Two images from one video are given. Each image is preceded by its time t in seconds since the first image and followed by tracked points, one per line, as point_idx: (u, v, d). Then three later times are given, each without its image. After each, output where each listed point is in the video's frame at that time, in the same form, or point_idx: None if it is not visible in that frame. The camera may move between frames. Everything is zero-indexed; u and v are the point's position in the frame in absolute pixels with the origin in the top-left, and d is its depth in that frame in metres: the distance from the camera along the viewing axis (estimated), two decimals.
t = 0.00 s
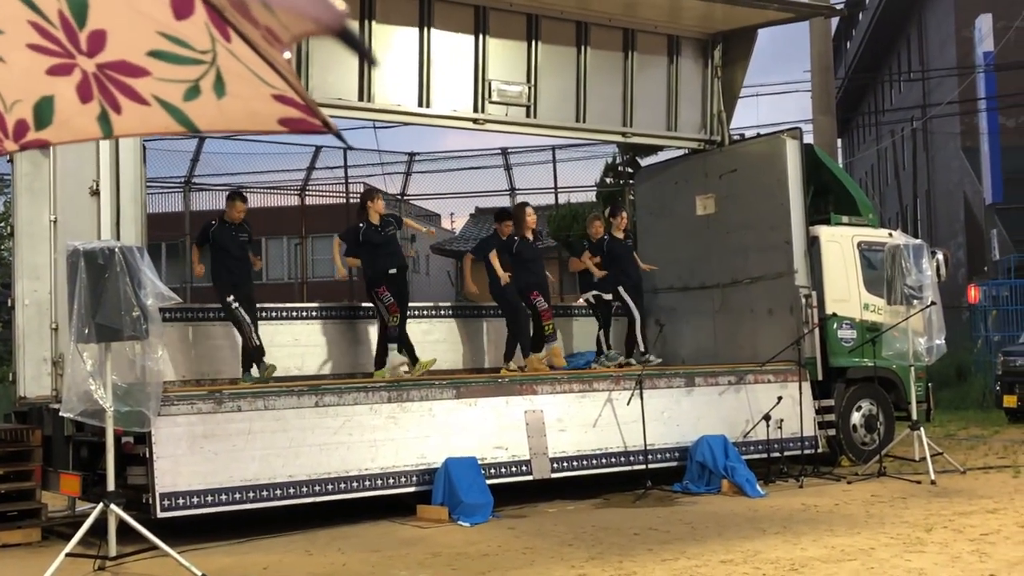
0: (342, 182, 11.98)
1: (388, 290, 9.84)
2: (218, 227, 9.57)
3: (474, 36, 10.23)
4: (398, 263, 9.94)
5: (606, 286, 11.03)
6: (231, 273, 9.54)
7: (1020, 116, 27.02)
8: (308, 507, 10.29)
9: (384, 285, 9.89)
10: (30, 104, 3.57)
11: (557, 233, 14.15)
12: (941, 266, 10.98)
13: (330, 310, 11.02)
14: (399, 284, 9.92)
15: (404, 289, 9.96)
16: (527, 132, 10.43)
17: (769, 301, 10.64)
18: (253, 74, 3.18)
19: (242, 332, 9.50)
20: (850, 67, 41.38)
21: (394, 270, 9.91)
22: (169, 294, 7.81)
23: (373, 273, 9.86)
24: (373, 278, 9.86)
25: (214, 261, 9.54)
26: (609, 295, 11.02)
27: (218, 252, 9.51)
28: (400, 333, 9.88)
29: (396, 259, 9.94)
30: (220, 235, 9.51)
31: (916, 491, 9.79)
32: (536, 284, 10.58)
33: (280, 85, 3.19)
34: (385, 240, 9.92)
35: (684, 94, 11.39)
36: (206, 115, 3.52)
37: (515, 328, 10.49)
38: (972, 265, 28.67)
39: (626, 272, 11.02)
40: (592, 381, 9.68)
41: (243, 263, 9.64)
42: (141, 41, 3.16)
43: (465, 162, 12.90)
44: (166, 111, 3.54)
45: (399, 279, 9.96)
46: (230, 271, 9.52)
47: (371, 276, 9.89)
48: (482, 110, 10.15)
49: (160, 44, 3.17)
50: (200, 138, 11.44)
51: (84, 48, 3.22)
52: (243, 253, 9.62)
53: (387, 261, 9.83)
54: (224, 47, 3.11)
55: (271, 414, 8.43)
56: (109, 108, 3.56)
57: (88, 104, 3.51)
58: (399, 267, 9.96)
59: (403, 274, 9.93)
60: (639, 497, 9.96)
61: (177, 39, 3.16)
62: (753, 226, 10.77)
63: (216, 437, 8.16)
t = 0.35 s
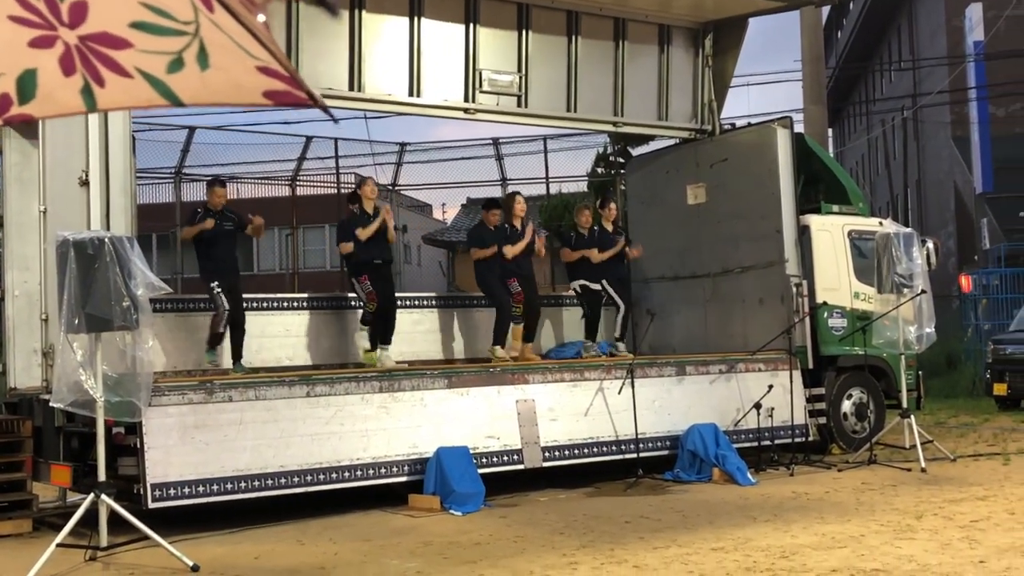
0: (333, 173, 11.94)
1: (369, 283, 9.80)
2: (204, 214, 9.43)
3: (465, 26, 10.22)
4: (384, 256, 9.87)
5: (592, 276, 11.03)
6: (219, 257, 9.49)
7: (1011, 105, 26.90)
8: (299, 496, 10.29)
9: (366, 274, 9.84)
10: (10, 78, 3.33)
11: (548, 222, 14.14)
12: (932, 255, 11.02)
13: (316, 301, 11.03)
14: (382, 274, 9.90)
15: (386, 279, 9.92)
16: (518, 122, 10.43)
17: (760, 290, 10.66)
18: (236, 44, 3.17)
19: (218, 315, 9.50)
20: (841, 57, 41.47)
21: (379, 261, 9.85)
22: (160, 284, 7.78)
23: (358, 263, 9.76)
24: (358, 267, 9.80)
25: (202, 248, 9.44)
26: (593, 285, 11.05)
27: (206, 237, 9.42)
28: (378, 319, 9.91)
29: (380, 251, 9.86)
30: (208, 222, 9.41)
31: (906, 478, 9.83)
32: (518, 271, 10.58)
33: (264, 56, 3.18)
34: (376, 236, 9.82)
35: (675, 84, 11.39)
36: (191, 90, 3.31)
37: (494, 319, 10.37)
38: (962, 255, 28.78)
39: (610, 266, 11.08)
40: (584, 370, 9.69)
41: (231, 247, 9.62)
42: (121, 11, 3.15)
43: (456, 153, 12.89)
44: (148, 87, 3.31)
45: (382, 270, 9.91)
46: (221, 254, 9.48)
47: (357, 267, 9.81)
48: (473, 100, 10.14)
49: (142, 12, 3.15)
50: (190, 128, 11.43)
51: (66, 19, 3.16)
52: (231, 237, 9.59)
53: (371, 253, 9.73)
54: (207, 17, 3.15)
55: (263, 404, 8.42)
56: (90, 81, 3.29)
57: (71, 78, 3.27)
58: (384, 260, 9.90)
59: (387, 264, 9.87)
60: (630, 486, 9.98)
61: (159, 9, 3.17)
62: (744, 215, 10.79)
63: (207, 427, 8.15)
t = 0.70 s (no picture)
0: (322, 156, 11.93)
1: (334, 266, 9.76)
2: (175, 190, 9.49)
3: (453, 6, 10.21)
4: (354, 240, 9.84)
5: (560, 258, 11.10)
6: (181, 243, 9.48)
7: (998, 91, 26.74)
8: (288, 478, 10.30)
9: (333, 263, 9.80)
10: None
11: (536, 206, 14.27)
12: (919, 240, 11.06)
13: (283, 283, 11.09)
14: (349, 262, 9.86)
15: (354, 266, 9.87)
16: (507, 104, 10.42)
17: (747, 275, 10.70)
18: None
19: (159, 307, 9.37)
20: (831, 44, 41.57)
21: (348, 244, 9.82)
22: (146, 265, 7.70)
23: (327, 245, 9.79)
24: (328, 255, 9.77)
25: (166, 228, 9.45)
26: (559, 270, 11.12)
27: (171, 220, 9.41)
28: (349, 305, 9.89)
29: (351, 235, 9.82)
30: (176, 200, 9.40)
31: (892, 462, 9.88)
32: (484, 264, 10.51)
33: None
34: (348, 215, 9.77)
35: (664, 68, 11.39)
36: (155, 28, 3.58)
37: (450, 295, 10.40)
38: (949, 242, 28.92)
39: (576, 253, 11.12)
40: (571, 352, 9.69)
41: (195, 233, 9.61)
42: None
43: (444, 136, 12.88)
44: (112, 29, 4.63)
45: (351, 256, 9.89)
46: (182, 241, 9.48)
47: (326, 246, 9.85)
48: (462, 82, 10.12)
49: None
50: (177, 110, 11.44)
51: None
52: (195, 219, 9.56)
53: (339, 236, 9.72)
54: None
55: (250, 386, 8.38)
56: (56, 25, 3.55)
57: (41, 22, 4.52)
58: (354, 244, 9.86)
59: (355, 252, 9.84)
60: (618, 468, 10.01)
61: None
62: (732, 200, 10.81)
63: (194, 408, 8.12)
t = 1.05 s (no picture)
0: (306, 136, 11.89)
1: (312, 244, 9.71)
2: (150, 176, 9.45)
3: None
4: (335, 219, 9.76)
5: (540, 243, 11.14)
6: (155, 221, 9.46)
7: (983, 77, 27.16)
8: (271, 458, 10.29)
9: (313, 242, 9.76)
10: None
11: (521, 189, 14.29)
12: (903, 224, 11.11)
13: (260, 264, 11.06)
14: (327, 240, 9.76)
15: (331, 245, 9.78)
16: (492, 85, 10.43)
17: (732, 258, 10.74)
18: None
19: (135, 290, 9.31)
20: (817, 29, 41.63)
21: (328, 224, 9.72)
22: (128, 243, 7.64)
23: (306, 222, 9.72)
24: (306, 234, 9.73)
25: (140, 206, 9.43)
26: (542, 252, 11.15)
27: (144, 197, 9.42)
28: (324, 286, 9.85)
29: (332, 212, 9.75)
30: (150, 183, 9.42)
31: (874, 445, 9.94)
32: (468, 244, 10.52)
33: None
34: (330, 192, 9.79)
35: (650, 50, 11.36)
36: None
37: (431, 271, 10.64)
38: (932, 227, 29.08)
39: (562, 232, 11.17)
40: (555, 334, 9.69)
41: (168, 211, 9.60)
42: None
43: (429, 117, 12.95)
44: None
45: (331, 234, 9.80)
46: (155, 222, 9.42)
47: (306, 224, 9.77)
48: (447, 63, 10.12)
49: None
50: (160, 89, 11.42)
51: None
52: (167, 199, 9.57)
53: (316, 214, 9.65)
54: None
55: (232, 366, 8.34)
56: None
57: None
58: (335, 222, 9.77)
59: (336, 230, 9.73)
60: (600, 450, 10.06)
61: None
62: (717, 183, 10.84)
63: (176, 388, 8.08)
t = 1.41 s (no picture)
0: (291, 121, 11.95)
1: (314, 228, 9.75)
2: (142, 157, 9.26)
3: None
4: (337, 199, 9.79)
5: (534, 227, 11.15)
6: (152, 207, 9.38)
7: (968, 66, 27.30)
8: (257, 444, 10.27)
9: (316, 224, 9.78)
10: None
11: (508, 176, 14.30)
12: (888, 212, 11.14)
13: (257, 249, 11.09)
14: (329, 224, 9.78)
15: (334, 230, 9.78)
16: (478, 70, 10.42)
17: (717, 245, 10.78)
18: None
19: (127, 274, 9.34)
20: (804, 18, 41.68)
21: (329, 206, 9.77)
22: (112, 229, 7.61)
23: (308, 205, 9.74)
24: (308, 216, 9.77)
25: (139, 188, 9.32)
26: (535, 236, 11.28)
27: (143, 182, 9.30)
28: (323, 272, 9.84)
29: (333, 194, 9.78)
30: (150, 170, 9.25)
31: (858, 432, 9.99)
32: (467, 226, 10.49)
33: None
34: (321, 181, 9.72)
35: (637, 37, 11.35)
36: None
37: (425, 257, 10.63)
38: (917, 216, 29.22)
39: (561, 213, 11.12)
40: (541, 321, 9.70)
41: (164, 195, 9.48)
42: None
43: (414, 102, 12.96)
44: None
45: (332, 218, 9.81)
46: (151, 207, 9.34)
47: (307, 209, 9.77)
48: (433, 48, 10.12)
49: None
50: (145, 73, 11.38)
51: None
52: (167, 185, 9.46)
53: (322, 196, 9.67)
54: None
55: (217, 351, 8.31)
56: None
57: None
58: (336, 204, 9.81)
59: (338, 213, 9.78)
60: (586, 437, 10.09)
61: None
62: (703, 169, 10.88)
63: (161, 373, 8.04)
